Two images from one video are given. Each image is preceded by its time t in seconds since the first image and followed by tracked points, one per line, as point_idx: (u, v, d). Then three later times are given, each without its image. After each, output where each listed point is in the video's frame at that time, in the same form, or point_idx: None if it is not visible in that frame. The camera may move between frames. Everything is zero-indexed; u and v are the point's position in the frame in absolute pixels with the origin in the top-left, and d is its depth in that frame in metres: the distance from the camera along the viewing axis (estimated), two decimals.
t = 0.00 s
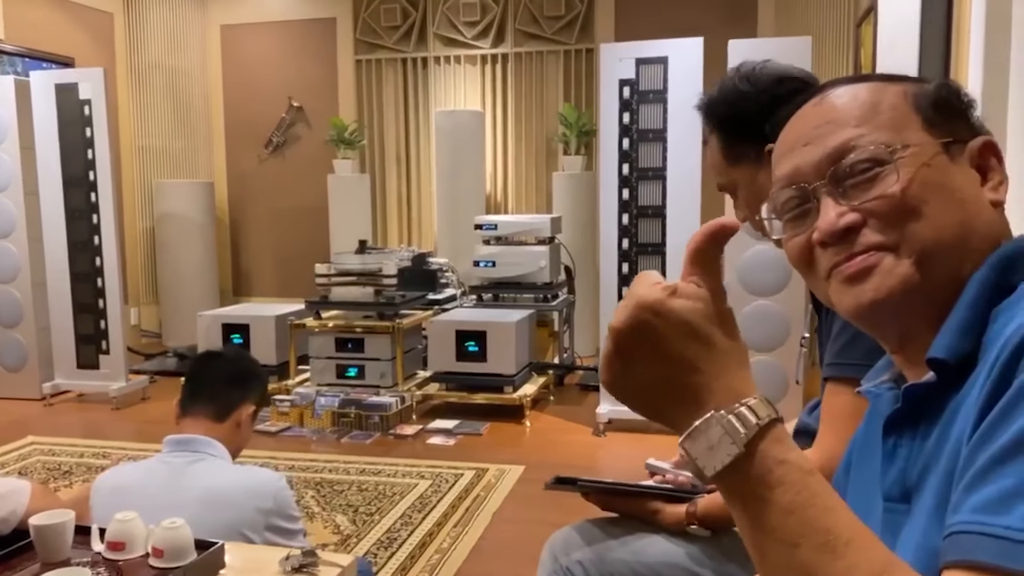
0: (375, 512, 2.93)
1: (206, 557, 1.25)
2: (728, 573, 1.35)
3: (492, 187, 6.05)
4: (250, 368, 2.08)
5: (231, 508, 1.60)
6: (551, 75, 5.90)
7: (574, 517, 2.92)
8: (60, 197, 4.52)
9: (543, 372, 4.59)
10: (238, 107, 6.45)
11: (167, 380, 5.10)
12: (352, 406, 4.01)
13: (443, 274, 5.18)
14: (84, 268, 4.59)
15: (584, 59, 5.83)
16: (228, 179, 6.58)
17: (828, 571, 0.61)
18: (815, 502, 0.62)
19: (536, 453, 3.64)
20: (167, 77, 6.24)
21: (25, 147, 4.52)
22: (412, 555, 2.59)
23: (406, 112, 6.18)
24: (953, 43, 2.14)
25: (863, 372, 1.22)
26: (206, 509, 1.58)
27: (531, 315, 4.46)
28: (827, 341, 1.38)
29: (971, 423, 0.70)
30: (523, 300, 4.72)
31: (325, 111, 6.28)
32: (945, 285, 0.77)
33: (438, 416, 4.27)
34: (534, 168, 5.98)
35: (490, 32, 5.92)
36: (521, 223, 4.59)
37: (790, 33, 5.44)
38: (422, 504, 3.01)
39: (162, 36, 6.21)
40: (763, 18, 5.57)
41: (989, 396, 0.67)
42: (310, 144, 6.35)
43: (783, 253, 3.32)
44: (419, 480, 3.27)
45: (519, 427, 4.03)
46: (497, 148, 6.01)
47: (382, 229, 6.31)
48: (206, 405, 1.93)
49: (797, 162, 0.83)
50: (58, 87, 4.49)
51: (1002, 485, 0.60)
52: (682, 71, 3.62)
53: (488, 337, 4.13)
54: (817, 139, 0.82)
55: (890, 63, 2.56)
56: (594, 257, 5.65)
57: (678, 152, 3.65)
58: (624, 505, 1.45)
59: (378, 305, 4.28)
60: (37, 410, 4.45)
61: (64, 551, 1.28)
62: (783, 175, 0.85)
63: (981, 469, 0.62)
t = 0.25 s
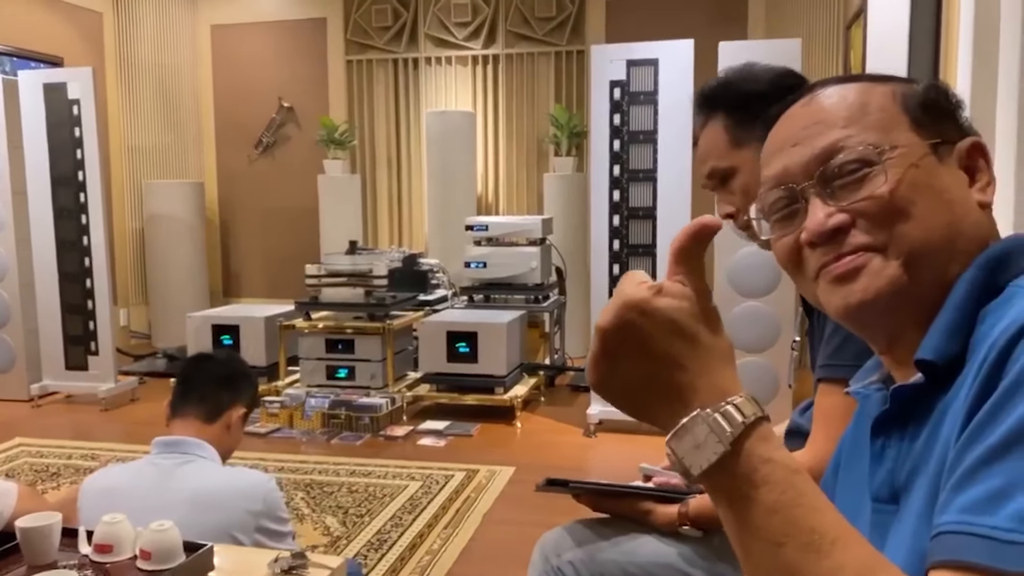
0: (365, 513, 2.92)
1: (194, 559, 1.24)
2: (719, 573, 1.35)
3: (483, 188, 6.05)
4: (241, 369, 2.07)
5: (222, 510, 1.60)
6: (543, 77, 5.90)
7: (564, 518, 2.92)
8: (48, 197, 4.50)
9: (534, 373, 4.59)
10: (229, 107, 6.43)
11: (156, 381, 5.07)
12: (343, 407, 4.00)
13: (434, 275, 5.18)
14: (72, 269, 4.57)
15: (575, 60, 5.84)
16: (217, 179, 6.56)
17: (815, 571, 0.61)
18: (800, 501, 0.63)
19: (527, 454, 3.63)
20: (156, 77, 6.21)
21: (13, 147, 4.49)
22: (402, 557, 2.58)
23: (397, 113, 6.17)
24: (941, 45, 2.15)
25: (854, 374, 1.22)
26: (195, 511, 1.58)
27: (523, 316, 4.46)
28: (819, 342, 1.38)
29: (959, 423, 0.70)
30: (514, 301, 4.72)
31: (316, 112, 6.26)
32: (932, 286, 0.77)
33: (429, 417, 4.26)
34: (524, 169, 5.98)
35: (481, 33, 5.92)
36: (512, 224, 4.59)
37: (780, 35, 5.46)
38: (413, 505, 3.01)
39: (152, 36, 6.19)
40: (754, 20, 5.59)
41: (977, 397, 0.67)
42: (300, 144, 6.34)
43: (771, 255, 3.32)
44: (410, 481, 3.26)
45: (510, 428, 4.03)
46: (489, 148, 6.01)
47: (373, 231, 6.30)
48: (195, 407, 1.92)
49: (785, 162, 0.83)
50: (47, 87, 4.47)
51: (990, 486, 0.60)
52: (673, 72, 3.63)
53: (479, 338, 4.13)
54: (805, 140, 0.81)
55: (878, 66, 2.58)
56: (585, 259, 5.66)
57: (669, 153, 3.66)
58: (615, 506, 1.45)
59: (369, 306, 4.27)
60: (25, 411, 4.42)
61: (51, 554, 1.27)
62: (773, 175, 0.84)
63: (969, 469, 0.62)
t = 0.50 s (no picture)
0: (353, 516, 2.91)
1: (181, 562, 1.24)
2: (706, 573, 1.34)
3: (473, 190, 6.05)
4: (229, 371, 2.06)
5: (209, 514, 1.59)
6: (532, 79, 5.91)
7: (552, 521, 2.91)
8: (35, 198, 4.47)
9: (524, 375, 4.59)
10: (217, 108, 6.41)
11: (143, 383, 5.05)
12: (331, 410, 3.99)
13: (423, 277, 5.18)
14: (59, 270, 4.54)
15: (565, 63, 5.85)
16: (206, 180, 6.53)
17: None
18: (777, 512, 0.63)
19: (515, 456, 3.63)
20: (144, 77, 6.18)
21: None
22: (390, 560, 2.58)
23: (387, 115, 6.17)
24: (928, 50, 2.16)
25: (837, 375, 1.23)
26: (182, 516, 1.57)
27: (512, 318, 4.46)
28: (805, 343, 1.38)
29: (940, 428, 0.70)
30: (504, 304, 4.72)
31: (305, 113, 6.25)
32: (914, 293, 0.77)
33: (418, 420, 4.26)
34: (514, 171, 5.99)
35: (471, 35, 5.92)
36: (501, 227, 4.61)
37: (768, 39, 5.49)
38: (401, 507, 3.00)
39: (140, 37, 6.16)
40: (743, 24, 5.62)
41: (957, 404, 0.68)
42: (289, 145, 6.32)
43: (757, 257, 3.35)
44: (399, 484, 3.26)
45: (499, 431, 4.02)
46: (478, 150, 6.01)
47: (363, 233, 6.29)
48: (183, 409, 1.91)
49: (768, 169, 0.84)
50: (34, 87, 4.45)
51: (968, 492, 0.60)
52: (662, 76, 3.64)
53: (468, 340, 4.12)
54: (789, 145, 0.82)
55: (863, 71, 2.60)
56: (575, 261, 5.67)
57: (658, 155, 3.67)
58: (603, 507, 1.45)
59: (358, 308, 4.24)
60: (11, 413, 4.39)
61: (37, 557, 1.26)
62: (756, 182, 0.85)
63: (948, 476, 0.62)
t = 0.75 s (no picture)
0: (343, 518, 2.91)
1: (169, 565, 1.23)
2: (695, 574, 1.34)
3: (463, 191, 6.05)
4: (219, 374, 2.06)
5: (197, 516, 1.58)
6: (524, 81, 5.91)
7: (543, 523, 2.92)
8: (23, 198, 4.45)
9: (514, 378, 4.61)
10: (207, 109, 6.39)
11: (132, 385, 5.02)
12: (321, 411, 3.98)
13: (413, 279, 5.18)
14: (47, 271, 4.51)
15: (556, 65, 5.85)
16: (196, 181, 6.51)
17: None
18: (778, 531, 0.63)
19: (506, 458, 3.63)
20: (134, 78, 6.16)
21: None
22: (380, 562, 2.57)
23: (377, 117, 6.16)
24: (916, 53, 2.17)
25: (824, 377, 1.23)
26: (170, 518, 1.56)
27: (503, 319, 4.47)
28: (794, 345, 1.39)
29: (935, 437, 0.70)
30: (495, 305, 4.71)
31: (295, 115, 6.23)
32: (907, 294, 0.78)
33: (408, 422, 4.25)
34: (504, 173, 5.99)
35: (462, 37, 5.92)
36: (492, 228, 4.60)
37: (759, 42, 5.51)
38: (392, 509, 3.00)
39: (130, 37, 6.12)
40: (733, 26, 5.64)
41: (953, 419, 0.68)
42: (280, 146, 6.30)
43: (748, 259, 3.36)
44: (389, 486, 3.25)
45: (489, 433, 4.03)
46: (469, 151, 6.00)
47: (353, 235, 6.28)
48: (172, 410, 1.91)
49: (761, 164, 0.83)
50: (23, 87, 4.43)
51: (968, 511, 0.61)
52: (653, 78, 3.65)
53: (458, 342, 4.12)
54: (783, 141, 0.81)
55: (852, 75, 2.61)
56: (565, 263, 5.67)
57: (649, 158, 3.67)
58: (593, 509, 1.46)
59: (348, 310, 4.24)
60: None
61: (24, 561, 1.24)
62: (746, 178, 0.84)
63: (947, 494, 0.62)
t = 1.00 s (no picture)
0: (330, 522, 2.90)
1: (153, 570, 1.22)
2: None
3: (452, 194, 6.04)
4: (206, 378, 2.04)
5: (182, 520, 1.57)
6: (513, 84, 5.91)
7: (530, 526, 2.91)
8: (8, 199, 4.41)
9: (502, 381, 4.62)
10: (195, 111, 6.37)
11: (117, 387, 4.99)
12: (308, 414, 3.96)
13: (402, 282, 5.18)
14: (31, 273, 4.48)
15: (545, 68, 5.86)
16: (183, 183, 6.48)
17: None
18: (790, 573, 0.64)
19: (493, 461, 3.63)
20: (121, 79, 6.12)
21: None
22: (367, 565, 2.56)
23: (366, 120, 6.15)
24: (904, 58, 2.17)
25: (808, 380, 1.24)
26: (156, 522, 1.55)
27: (491, 322, 4.46)
28: (780, 349, 1.39)
29: (938, 469, 0.68)
30: (483, 308, 4.70)
31: (284, 117, 6.21)
32: (908, 297, 0.76)
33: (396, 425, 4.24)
34: (493, 176, 5.99)
35: (451, 39, 5.92)
36: (480, 231, 4.59)
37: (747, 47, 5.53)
38: (378, 513, 2.99)
39: (117, 37, 6.09)
40: (721, 31, 5.67)
41: (958, 460, 0.64)
42: (268, 148, 6.28)
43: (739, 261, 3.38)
44: (376, 489, 3.24)
45: (477, 436, 4.02)
46: (458, 154, 6.00)
47: (341, 238, 6.27)
48: (157, 414, 1.89)
49: (761, 154, 0.79)
50: (9, 87, 4.40)
51: (977, 560, 0.58)
52: (641, 82, 3.66)
53: (447, 344, 4.12)
54: (786, 131, 0.77)
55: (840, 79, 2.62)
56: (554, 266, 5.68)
57: (637, 161, 3.68)
58: (581, 513, 1.46)
59: (336, 312, 4.23)
60: None
61: (7, 564, 1.24)
62: (744, 166, 0.80)
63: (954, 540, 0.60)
